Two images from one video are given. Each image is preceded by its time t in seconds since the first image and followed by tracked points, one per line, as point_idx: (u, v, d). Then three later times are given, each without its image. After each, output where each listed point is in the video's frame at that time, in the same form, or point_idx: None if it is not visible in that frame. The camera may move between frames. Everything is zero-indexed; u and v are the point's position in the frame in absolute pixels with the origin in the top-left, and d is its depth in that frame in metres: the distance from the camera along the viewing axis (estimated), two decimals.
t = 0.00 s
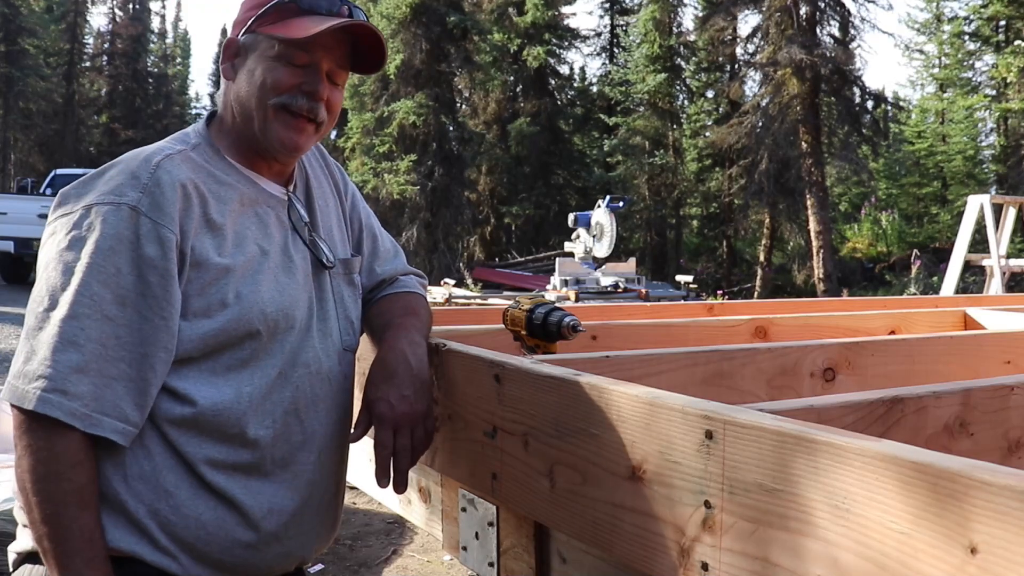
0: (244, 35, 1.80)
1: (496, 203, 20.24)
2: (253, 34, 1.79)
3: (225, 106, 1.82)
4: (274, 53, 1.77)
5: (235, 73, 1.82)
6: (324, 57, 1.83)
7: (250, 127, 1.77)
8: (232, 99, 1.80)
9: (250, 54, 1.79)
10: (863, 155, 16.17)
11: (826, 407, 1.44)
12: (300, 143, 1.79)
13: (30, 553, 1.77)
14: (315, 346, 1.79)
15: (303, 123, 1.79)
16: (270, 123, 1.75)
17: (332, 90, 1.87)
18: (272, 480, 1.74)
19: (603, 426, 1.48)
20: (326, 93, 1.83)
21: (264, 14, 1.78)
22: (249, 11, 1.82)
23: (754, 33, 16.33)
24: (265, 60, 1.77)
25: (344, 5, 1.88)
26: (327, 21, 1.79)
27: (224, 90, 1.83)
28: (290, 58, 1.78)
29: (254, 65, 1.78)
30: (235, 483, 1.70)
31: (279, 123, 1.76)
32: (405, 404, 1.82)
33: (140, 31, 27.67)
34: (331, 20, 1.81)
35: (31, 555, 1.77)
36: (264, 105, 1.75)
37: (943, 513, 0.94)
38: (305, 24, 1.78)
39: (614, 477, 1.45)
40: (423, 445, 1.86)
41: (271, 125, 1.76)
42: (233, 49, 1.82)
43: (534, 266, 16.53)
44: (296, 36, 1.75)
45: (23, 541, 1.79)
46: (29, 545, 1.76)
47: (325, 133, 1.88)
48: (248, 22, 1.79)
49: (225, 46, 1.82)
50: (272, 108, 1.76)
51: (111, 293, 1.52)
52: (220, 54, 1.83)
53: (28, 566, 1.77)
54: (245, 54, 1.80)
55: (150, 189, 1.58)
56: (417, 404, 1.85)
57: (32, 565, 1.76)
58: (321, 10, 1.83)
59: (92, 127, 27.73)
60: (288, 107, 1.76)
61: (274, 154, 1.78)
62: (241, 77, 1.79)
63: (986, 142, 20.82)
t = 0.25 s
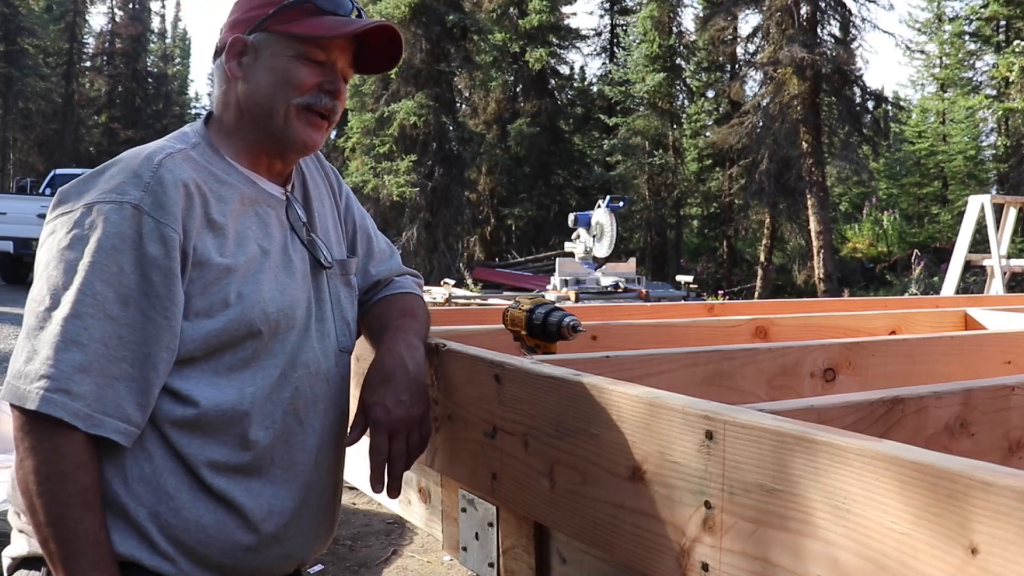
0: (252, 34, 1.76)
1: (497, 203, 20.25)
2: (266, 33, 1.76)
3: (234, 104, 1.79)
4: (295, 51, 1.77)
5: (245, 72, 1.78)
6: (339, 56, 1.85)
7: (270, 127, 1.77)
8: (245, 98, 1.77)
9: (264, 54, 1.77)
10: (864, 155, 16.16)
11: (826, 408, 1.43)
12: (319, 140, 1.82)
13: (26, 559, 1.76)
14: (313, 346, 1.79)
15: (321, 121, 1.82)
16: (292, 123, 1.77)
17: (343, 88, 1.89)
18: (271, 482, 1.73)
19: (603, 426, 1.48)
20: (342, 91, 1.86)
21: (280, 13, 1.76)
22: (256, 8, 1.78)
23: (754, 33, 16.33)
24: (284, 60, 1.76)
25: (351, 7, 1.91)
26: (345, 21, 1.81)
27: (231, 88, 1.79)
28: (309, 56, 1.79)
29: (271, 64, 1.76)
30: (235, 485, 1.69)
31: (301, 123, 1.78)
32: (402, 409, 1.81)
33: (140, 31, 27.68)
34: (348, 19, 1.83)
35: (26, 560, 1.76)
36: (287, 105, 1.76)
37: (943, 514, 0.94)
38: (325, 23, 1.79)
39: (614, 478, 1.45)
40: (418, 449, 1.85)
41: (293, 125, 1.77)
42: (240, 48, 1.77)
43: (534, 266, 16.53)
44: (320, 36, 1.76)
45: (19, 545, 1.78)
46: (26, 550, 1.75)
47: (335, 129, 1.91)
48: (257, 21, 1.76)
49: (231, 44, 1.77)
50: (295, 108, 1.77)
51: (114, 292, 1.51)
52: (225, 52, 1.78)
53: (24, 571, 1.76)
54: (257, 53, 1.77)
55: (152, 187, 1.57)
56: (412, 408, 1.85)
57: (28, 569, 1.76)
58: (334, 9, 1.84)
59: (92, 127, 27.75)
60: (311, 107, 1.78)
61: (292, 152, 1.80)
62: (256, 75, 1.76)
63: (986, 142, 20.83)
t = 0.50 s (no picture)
0: (261, 35, 1.76)
1: (497, 203, 20.24)
2: (276, 37, 1.75)
3: (239, 106, 1.78)
4: (305, 57, 1.77)
5: (252, 75, 1.77)
6: (347, 63, 1.86)
7: (277, 131, 1.77)
8: (252, 101, 1.77)
9: (273, 57, 1.76)
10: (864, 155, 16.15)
11: (826, 408, 1.43)
12: (323, 144, 1.83)
13: (22, 563, 1.75)
14: (312, 346, 1.79)
15: (327, 127, 1.83)
16: (300, 127, 1.78)
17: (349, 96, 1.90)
18: (271, 483, 1.73)
19: (603, 426, 1.48)
20: (348, 98, 1.87)
21: (292, 18, 1.76)
22: (266, 11, 1.78)
23: (754, 33, 16.33)
24: (294, 65, 1.76)
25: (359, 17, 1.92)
26: (355, 29, 1.82)
27: (237, 90, 1.78)
28: (319, 63, 1.79)
29: (280, 67, 1.76)
30: (235, 486, 1.69)
31: (308, 127, 1.79)
32: (400, 410, 1.81)
33: (140, 31, 27.69)
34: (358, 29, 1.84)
35: (22, 564, 1.76)
36: (296, 110, 1.76)
37: (945, 514, 0.94)
38: (337, 30, 1.79)
39: (614, 478, 1.45)
40: (414, 452, 1.84)
41: (300, 129, 1.78)
42: (248, 50, 1.76)
43: (534, 266, 16.53)
44: (331, 44, 1.77)
45: (15, 550, 1.78)
46: (22, 553, 1.75)
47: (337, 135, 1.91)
48: (267, 25, 1.76)
49: (238, 45, 1.76)
50: (303, 113, 1.77)
51: (120, 288, 1.51)
52: (231, 54, 1.77)
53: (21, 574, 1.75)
54: (266, 56, 1.76)
55: (155, 183, 1.57)
56: (410, 410, 1.85)
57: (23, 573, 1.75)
58: (344, 17, 1.85)
59: (92, 127, 27.75)
60: (320, 113, 1.79)
61: (297, 157, 1.80)
62: (265, 79, 1.76)
63: (986, 142, 20.83)
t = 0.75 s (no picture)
0: (264, 36, 1.76)
1: (497, 202, 20.24)
2: (279, 38, 1.76)
3: (239, 106, 1.78)
4: (307, 60, 1.77)
5: (254, 75, 1.77)
6: (350, 66, 1.86)
7: (278, 131, 1.77)
8: (253, 100, 1.77)
9: (276, 58, 1.76)
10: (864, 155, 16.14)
11: (826, 408, 1.43)
12: (322, 146, 1.83)
13: (22, 561, 1.75)
14: (312, 346, 1.79)
15: (326, 129, 1.82)
16: (299, 129, 1.78)
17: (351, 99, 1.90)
18: (270, 483, 1.73)
19: (603, 425, 1.48)
20: (350, 101, 1.87)
21: (296, 20, 1.76)
22: (272, 12, 1.78)
23: (754, 33, 16.32)
24: (296, 67, 1.76)
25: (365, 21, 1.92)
26: (359, 34, 1.83)
27: (238, 89, 1.78)
28: (321, 66, 1.79)
29: (282, 68, 1.76)
30: (234, 487, 1.69)
31: (307, 129, 1.79)
32: (399, 411, 1.81)
33: (140, 31, 27.70)
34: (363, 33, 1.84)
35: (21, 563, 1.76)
36: (297, 111, 1.76)
37: (944, 513, 0.94)
38: (341, 34, 1.80)
39: (614, 478, 1.45)
40: (413, 453, 1.84)
41: (299, 131, 1.78)
42: (250, 50, 1.76)
43: (534, 266, 16.53)
44: (334, 47, 1.77)
45: (13, 549, 1.78)
46: (20, 553, 1.75)
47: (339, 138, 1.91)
48: (270, 26, 1.76)
49: (242, 45, 1.76)
50: (304, 115, 1.77)
51: (122, 288, 1.52)
52: (234, 54, 1.77)
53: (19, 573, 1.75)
54: (268, 57, 1.76)
55: (157, 182, 1.58)
56: (410, 409, 1.85)
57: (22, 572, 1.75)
58: (349, 21, 1.85)
59: (92, 126, 27.76)
60: (320, 116, 1.79)
61: (296, 159, 1.80)
62: (266, 80, 1.76)
63: (986, 142, 20.82)
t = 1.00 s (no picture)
0: (257, 35, 1.76)
1: (497, 203, 20.24)
2: (272, 36, 1.75)
3: (236, 106, 1.78)
4: (301, 58, 1.77)
5: (249, 75, 1.77)
6: (344, 63, 1.86)
7: (274, 130, 1.77)
8: (248, 100, 1.77)
9: (270, 57, 1.76)
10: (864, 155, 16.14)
11: (826, 408, 1.43)
12: (318, 144, 1.83)
13: (24, 560, 1.75)
14: (313, 346, 1.79)
15: (322, 126, 1.82)
16: (295, 127, 1.77)
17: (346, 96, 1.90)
18: (270, 483, 1.73)
19: (602, 425, 1.47)
20: (345, 97, 1.86)
21: (288, 18, 1.76)
22: (264, 10, 1.78)
23: (754, 33, 16.32)
24: (290, 65, 1.76)
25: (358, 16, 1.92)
26: (352, 30, 1.82)
27: (233, 90, 1.78)
28: (314, 63, 1.79)
29: (277, 67, 1.76)
30: (234, 487, 1.69)
31: (304, 128, 1.78)
32: (399, 410, 1.81)
33: (140, 31, 27.69)
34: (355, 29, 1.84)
35: (23, 562, 1.76)
36: (292, 110, 1.76)
37: (942, 513, 0.94)
38: (333, 31, 1.79)
39: (613, 478, 1.45)
40: (414, 452, 1.84)
41: (295, 129, 1.77)
42: (245, 50, 1.76)
43: (534, 266, 16.52)
44: (327, 44, 1.77)
45: (16, 548, 1.78)
46: (23, 551, 1.75)
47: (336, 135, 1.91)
48: (263, 25, 1.76)
49: (235, 45, 1.76)
50: (299, 113, 1.77)
51: (120, 290, 1.52)
52: (228, 55, 1.77)
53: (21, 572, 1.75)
54: (262, 57, 1.76)
55: (155, 184, 1.57)
56: (411, 408, 1.84)
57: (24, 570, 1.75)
58: (341, 17, 1.85)
59: (92, 126, 27.76)
60: (315, 114, 1.79)
61: (295, 157, 1.80)
62: (260, 80, 1.76)
63: (986, 142, 20.81)
